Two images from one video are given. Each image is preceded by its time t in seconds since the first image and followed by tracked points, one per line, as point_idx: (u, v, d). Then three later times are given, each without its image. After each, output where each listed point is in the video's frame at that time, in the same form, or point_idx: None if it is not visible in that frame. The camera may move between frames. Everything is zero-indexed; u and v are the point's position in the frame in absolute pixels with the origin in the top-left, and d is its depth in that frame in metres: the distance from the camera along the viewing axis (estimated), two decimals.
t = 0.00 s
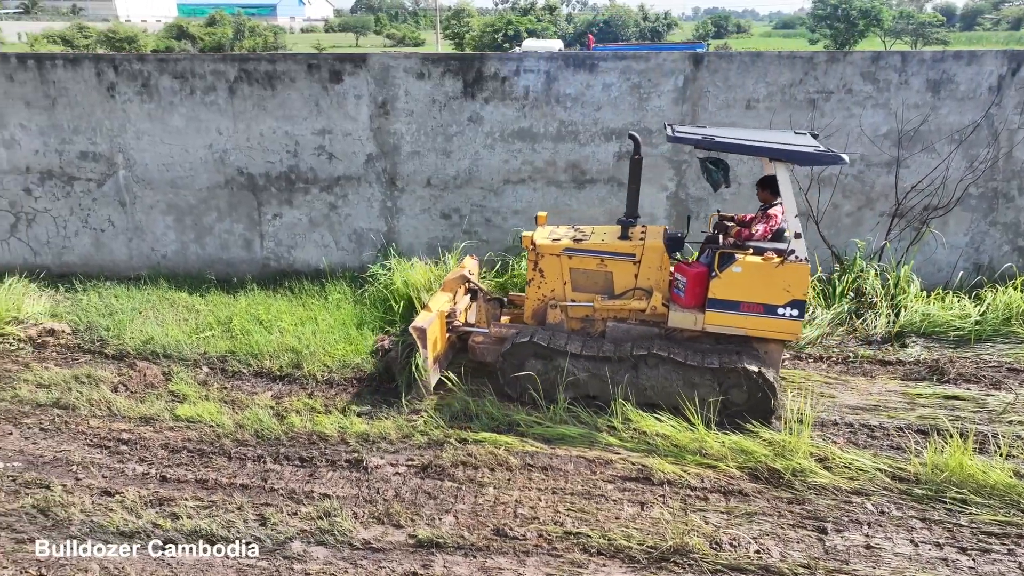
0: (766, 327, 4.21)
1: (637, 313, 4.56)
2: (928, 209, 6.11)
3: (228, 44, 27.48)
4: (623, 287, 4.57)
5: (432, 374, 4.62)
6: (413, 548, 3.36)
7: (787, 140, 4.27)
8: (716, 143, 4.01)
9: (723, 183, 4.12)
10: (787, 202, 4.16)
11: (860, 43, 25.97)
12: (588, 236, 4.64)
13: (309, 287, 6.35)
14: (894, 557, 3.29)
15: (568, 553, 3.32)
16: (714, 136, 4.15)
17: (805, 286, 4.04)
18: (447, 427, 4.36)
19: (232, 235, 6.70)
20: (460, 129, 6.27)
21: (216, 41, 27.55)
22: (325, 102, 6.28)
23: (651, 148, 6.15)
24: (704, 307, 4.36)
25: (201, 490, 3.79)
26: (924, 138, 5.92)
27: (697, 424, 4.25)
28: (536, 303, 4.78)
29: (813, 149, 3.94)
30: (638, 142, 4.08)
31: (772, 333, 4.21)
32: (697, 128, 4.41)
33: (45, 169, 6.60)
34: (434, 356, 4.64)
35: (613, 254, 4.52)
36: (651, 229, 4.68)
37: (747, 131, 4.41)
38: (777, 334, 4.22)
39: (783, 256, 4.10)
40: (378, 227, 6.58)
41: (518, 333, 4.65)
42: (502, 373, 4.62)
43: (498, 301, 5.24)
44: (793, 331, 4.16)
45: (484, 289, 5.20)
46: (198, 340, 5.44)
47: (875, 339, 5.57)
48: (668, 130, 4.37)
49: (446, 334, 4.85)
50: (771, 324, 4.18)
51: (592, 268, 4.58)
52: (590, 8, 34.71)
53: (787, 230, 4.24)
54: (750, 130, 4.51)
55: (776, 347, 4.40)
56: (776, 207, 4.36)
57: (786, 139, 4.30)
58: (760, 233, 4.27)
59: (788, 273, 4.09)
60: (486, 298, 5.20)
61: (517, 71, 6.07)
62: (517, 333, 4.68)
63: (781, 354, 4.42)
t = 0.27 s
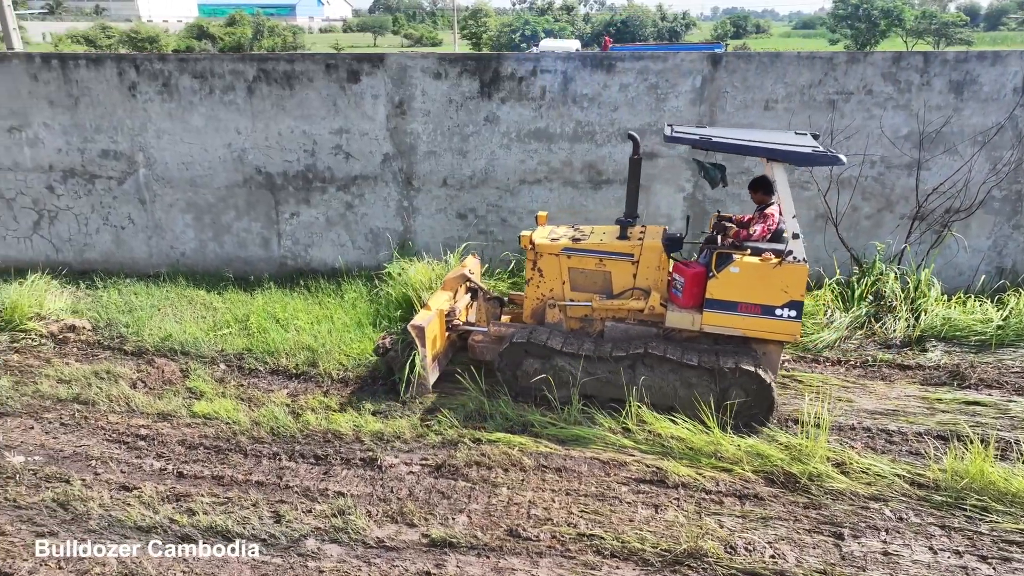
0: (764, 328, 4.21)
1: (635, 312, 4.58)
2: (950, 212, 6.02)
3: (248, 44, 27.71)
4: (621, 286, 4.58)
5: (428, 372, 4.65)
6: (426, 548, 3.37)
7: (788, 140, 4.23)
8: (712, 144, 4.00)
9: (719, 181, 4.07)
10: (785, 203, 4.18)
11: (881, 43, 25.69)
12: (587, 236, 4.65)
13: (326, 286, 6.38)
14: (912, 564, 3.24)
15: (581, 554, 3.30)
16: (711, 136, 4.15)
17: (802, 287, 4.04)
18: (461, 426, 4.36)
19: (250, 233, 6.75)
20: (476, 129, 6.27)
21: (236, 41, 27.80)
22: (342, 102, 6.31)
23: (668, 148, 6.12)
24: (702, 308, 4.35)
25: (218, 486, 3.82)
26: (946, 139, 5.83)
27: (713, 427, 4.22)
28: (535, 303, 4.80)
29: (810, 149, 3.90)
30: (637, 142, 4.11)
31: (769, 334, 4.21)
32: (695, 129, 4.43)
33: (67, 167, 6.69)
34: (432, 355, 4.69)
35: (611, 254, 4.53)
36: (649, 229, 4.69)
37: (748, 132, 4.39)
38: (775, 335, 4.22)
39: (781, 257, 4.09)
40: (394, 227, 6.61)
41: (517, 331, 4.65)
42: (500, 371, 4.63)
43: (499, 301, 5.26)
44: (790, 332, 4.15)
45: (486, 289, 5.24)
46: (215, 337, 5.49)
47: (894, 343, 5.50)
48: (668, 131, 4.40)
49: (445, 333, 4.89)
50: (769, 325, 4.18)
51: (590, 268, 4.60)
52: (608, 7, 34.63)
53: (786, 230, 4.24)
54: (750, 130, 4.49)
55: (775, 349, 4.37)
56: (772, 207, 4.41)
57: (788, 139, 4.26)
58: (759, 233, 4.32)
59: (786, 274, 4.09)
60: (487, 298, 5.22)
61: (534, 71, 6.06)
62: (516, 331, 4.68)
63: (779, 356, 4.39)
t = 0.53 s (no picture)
0: (763, 329, 4.18)
1: (635, 312, 4.56)
2: (975, 216, 5.92)
3: (269, 45, 27.94)
4: (621, 287, 4.57)
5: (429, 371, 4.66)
6: (441, 548, 3.36)
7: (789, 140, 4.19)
8: (711, 144, 3.98)
9: (719, 181, 4.05)
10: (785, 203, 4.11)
11: (906, 44, 25.35)
12: (587, 236, 4.65)
13: (343, 285, 6.41)
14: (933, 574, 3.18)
15: (596, 557, 3.28)
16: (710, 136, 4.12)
17: (802, 289, 4.01)
18: (476, 427, 4.36)
19: (269, 232, 6.80)
20: (494, 130, 6.27)
21: (258, 40, 28.04)
22: (361, 101, 6.34)
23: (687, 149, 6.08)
24: (700, 308, 4.34)
25: (235, 483, 3.85)
26: (972, 141, 5.73)
27: (730, 431, 4.19)
28: (535, 302, 4.80)
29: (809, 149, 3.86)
30: (638, 142, 4.12)
31: (769, 335, 4.18)
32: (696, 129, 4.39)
33: (91, 165, 6.78)
34: (432, 353, 4.69)
35: (611, 254, 4.53)
36: (650, 230, 4.68)
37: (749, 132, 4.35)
38: (775, 337, 4.19)
39: (780, 258, 4.06)
40: (412, 226, 6.62)
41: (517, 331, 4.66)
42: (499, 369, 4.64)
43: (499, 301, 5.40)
44: (790, 334, 4.12)
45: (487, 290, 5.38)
46: (233, 334, 5.53)
47: (916, 348, 5.41)
48: (668, 130, 4.38)
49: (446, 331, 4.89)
50: (768, 326, 4.16)
51: (590, 268, 4.59)
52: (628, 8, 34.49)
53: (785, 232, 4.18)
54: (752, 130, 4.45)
55: (776, 350, 4.34)
56: (771, 207, 4.40)
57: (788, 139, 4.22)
58: (758, 234, 4.30)
59: (785, 275, 4.06)
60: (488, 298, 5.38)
61: (552, 72, 6.05)
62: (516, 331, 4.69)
63: (780, 357, 4.35)
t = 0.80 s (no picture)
0: (766, 331, 4.14)
1: (637, 313, 4.54)
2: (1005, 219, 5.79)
3: (293, 45, 28.17)
4: (623, 287, 4.55)
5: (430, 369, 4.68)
6: (457, 549, 3.35)
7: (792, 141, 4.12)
8: (711, 144, 3.93)
9: (721, 182, 4.00)
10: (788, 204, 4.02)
11: (934, 44, 24.96)
12: (589, 236, 4.63)
13: (363, 284, 6.43)
14: None
15: (613, 562, 3.25)
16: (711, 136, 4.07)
17: (805, 291, 3.97)
18: (493, 428, 4.35)
19: (289, 230, 6.85)
20: (514, 130, 6.25)
21: (282, 40, 28.29)
22: (382, 101, 6.36)
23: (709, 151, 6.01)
24: (702, 309, 4.33)
25: (253, 480, 3.87)
26: (1002, 144, 5.61)
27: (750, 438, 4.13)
28: (537, 302, 4.80)
29: (811, 150, 3.80)
30: (642, 143, 4.11)
31: (771, 338, 4.14)
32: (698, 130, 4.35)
33: (116, 163, 6.88)
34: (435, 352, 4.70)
35: (613, 254, 4.50)
36: (654, 230, 4.65)
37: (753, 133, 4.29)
38: (778, 339, 4.15)
39: (783, 260, 4.05)
40: (432, 226, 6.63)
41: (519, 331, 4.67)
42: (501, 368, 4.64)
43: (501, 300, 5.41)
44: (793, 336, 4.09)
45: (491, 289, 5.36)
46: (254, 332, 5.57)
47: (942, 354, 5.30)
48: (671, 130, 4.35)
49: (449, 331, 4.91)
50: (771, 328, 4.12)
51: (592, 268, 4.58)
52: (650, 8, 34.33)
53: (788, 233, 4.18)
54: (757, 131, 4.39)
55: (778, 351, 4.31)
56: (776, 209, 4.42)
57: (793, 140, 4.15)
58: (761, 235, 4.32)
59: (788, 277, 4.02)
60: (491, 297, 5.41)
61: (574, 72, 6.02)
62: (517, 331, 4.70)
63: (782, 359, 4.33)
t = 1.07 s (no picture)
0: (770, 334, 4.12)
1: (641, 315, 4.52)
2: None
3: (318, 45, 28.41)
4: (627, 288, 4.54)
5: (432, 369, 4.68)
6: (475, 553, 3.33)
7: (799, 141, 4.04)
8: (713, 145, 3.88)
9: (724, 185, 4.03)
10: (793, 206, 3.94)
11: (967, 44, 24.50)
12: (594, 237, 4.63)
13: (383, 283, 6.44)
14: None
15: (632, 569, 3.21)
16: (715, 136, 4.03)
17: (810, 293, 3.96)
18: (513, 431, 4.32)
19: (312, 229, 6.88)
20: (537, 130, 6.22)
21: (308, 40, 28.56)
22: (405, 101, 6.36)
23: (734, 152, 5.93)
24: (705, 311, 4.30)
25: (273, 479, 3.89)
26: None
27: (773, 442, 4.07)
28: (542, 303, 4.79)
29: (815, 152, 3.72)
30: (649, 143, 4.10)
31: (776, 340, 4.13)
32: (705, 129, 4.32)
33: (143, 161, 6.96)
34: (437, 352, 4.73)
35: (617, 255, 4.50)
36: (659, 232, 4.65)
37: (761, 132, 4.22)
38: (783, 341, 4.13)
39: (788, 262, 4.02)
40: (453, 226, 6.63)
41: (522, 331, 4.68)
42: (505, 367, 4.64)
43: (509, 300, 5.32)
44: (798, 338, 4.07)
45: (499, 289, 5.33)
46: (275, 330, 5.61)
47: (974, 362, 5.16)
48: (677, 130, 4.32)
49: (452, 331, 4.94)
50: (776, 330, 4.10)
51: (596, 269, 4.58)
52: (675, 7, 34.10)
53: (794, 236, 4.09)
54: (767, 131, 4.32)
55: (784, 355, 4.24)
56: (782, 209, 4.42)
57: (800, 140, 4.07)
58: (767, 237, 4.34)
59: (792, 279, 4.00)
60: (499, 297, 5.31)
61: (597, 72, 5.97)
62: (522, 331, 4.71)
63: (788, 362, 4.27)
